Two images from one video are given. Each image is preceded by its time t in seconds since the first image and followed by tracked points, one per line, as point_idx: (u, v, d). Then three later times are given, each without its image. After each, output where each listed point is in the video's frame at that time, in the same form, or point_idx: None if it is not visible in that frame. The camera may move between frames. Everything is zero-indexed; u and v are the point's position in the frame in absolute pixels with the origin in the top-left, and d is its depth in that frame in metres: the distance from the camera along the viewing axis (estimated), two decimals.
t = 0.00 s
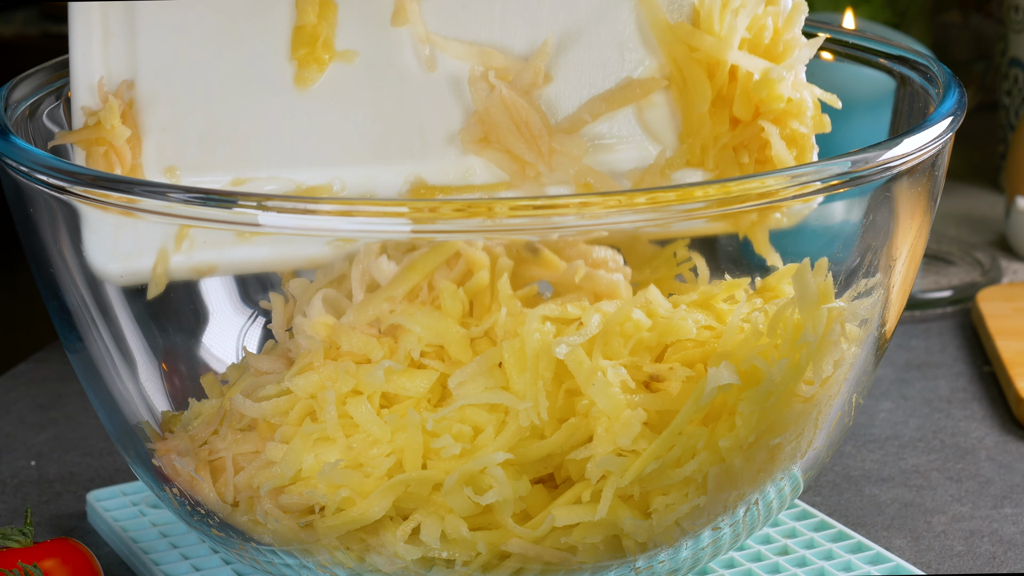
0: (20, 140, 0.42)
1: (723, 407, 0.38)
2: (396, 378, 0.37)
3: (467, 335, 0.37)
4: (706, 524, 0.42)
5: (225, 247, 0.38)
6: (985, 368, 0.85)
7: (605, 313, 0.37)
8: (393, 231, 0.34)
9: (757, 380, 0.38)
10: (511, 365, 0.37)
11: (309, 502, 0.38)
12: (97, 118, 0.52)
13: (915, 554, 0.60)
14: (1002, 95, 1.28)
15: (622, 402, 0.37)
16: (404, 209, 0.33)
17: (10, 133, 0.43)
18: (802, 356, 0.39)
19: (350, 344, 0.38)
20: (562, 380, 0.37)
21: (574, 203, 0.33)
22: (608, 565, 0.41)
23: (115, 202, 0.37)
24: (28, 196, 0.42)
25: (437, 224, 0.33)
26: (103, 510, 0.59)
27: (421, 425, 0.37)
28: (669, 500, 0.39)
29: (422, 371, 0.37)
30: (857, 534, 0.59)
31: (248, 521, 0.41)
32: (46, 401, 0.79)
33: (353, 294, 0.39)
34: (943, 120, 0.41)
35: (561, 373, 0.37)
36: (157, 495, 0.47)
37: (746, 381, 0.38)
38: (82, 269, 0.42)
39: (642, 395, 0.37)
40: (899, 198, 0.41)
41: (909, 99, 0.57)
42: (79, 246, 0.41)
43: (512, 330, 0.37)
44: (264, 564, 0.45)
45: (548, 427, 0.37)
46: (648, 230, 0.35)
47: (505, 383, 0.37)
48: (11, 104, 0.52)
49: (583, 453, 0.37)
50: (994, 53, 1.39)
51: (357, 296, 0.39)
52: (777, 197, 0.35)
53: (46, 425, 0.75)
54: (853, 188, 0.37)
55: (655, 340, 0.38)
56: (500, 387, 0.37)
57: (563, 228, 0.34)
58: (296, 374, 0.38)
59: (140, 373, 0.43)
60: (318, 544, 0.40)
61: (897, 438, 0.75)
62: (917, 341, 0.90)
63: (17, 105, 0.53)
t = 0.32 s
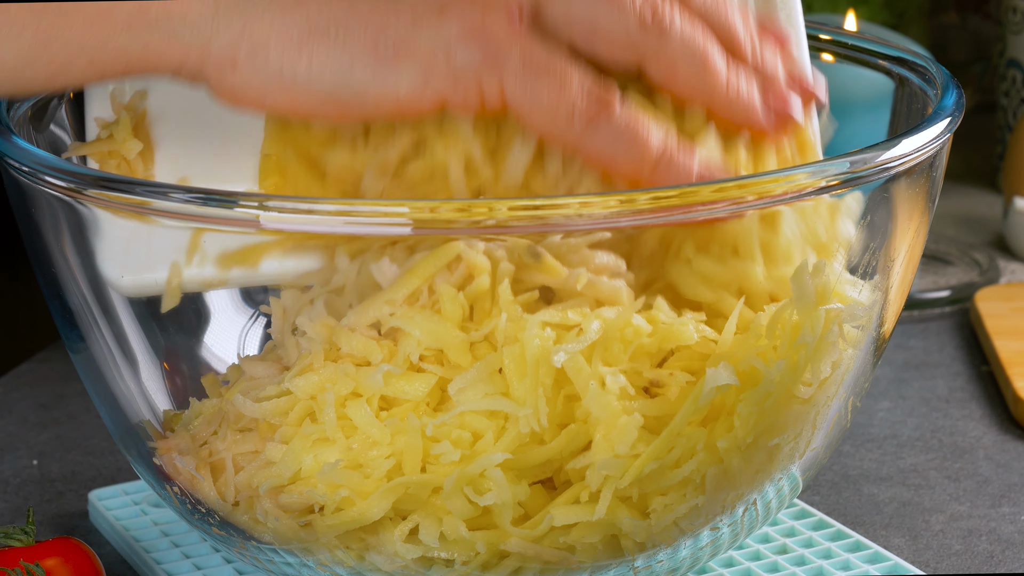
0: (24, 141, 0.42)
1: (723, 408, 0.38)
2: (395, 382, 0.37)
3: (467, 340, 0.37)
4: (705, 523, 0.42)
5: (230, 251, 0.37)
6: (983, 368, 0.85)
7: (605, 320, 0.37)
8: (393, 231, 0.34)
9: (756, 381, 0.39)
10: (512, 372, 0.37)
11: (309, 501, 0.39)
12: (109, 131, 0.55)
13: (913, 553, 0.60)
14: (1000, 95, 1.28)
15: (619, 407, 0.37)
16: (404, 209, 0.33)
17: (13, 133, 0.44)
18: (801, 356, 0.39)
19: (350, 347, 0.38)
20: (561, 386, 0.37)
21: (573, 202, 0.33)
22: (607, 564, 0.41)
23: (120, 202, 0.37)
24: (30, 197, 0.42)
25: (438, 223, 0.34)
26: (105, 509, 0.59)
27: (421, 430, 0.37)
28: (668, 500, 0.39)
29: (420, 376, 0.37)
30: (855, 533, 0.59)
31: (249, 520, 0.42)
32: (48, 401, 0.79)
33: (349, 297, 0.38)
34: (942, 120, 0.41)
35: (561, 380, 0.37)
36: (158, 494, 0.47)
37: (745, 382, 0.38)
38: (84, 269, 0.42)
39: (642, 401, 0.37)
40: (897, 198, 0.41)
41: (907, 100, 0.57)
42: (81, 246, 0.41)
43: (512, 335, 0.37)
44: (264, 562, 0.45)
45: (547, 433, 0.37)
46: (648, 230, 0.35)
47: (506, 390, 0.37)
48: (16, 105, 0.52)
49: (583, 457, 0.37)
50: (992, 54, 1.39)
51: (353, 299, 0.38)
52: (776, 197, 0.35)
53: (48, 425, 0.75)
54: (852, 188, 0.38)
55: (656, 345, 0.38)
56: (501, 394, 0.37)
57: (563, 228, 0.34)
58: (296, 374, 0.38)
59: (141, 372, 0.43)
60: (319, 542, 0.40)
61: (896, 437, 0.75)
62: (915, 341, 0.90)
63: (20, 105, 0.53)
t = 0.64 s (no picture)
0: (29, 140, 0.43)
1: (724, 412, 0.39)
2: (394, 414, 0.37)
3: (470, 379, 0.37)
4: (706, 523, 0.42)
5: (236, 255, 0.37)
6: (981, 368, 0.86)
7: (621, 358, 0.37)
8: (397, 232, 0.34)
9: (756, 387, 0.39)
10: (522, 412, 0.37)
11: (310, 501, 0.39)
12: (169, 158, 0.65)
13: (911, 551, 0.61)
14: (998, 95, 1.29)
15: (619, 430, 0.37)
16: (406, 210, 0.34)
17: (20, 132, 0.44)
18: (801, 359, 0.40)
19: (350, 367, 0.38)
20: (568, 417, 0.37)
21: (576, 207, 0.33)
22: (606, 563, 0.41)
23: (125, 202, 0.37)
24: (34, 196, 0.43)
25: (441, 221, 0.34)
26: (106, 508, 0.60)
27: (422, 459, 0.37)
28: (667, 501, 0.39)
29: (420, 410, 0.37)
30: (854, 533, 0.60)
31: (250, 520, 0.42)
32: (50, 400, 0.80)
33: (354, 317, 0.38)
34: (942, 124, 0.41)
35: (568, 415, 0.37)
36: (160, 494, 0.47)
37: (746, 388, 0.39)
38: (88, 269, 0.42)
39: (646, 423, 0.37)
40: (898, 201, 0.41)
41: (907, 101, 0.57)
42: (85, 245, 0.41)
43: (521, 372, 0.37)
44: (265, 562, 0.45)
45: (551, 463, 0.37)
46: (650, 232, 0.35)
47: (513, 429, 0.37)
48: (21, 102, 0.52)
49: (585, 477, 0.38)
50: (990, 55, 1.39)
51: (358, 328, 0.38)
52: (776, 198, 0.35)
53: (51, 424, 0.75)
54: (853, 191, 0.38)
55: (665, 375, 0.38)
56: (508, 433, 0.37)
57: (564, 232, 0.34)
58: (295, 385, 0.38)
59: (144, 372, 0.43)
60: (317, 544, 0.41)
61: (894, 437, 0.75)
62: (914, 342, 0.91)
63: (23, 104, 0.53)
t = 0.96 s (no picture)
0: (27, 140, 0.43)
1: (723, 410, 0.39)
2: (394, 412, 0.37)
3: (471, 377, 0.38)
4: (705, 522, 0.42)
5: (236, 253, 0.38)
6: (979, 367, 0.86)
7: (620, 355, 0.37)
8: (398, 232, 0.35)
9: (755, 386, 0.39)
10: (522, 409, 0.37)
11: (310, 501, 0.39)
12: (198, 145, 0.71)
13: (910, 550, 0.61)
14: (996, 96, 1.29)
15: (618, 429, 0.37)
16: (406, 210, 0.34)
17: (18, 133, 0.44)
18: (800, 358, 0.40)
19: (350, 366, 0.38)
20: (568, 414, 0.38)
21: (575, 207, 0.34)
22: (606, 562, 0.42)
23: (125, 204, 0.37)
24: (34, 196, 0.43)
25: (440, 223, 0.34)
26: (107, 507, 0.60)
27: (423, 457, 0.37)
28: (666, 501, 0.39)
29: (421, 409, 0.37)
30: (853, 532, 0.60)
31: (250, 519, 0.42)
32: (52, 399, 0.80)
33: (358, 309, 0.39)
34: (939, 124, 0.41)
35: (568, 411, 0.38)
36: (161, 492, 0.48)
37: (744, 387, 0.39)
38: (89, 270, 0.42)
39: (645, 422, 0.38)
40: (895, 201, 0.41)
41: (905, 101, 0.58)
42: (85, 246, 0.41)
43: (521, 370, 0.37)
44: (265, 560, 0.45)
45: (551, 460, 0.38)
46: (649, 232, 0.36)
47: (514, 427, 0.37)
48: (23, 102, 0.52)
49: (584, 474, 0.38)
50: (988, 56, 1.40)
51: (366, 320, 0.39)
52: (775, 199, 0.36)
53: (52, 424, 0.76)
54: (850, 191, 0.38)
55: (665, 372, 0.38)
56: (509, 430, 0.37)
57: (563, 233, 0.34)
58: (296, 385, 0.39)
59: (145, 371, 0.44)
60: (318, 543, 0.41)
61: (892, 436, 0.75)
62: (912, 341, 0.91)
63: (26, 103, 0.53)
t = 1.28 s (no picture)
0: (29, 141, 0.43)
1: (722, 410, 0.39)
2: (395, 412, 0.38)
3: (471, 377, 0.38)
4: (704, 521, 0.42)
5: (237, 253, 0.38)
6: (977, 367, 0.86)
7: (620, 355, 0.37)
8: (398, 233, 0.35)
9: (754, 386, 0.39)
10: (522, 409, 0.37)
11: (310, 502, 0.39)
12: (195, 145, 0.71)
13: (908, 549, 0.61)
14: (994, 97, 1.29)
15: (618, 428, 0.37)
16: (407, 211, 0.34)
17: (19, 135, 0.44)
18: (799, 358, 0.40)
19: (351, 366, 0.38)
20: (568, 414, 0.38)
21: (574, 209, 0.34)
22: (606, 561, 0.42)
23: (126, 205, 0.37)
24: (36, 197, 0.43)
25: (441, 224, 0.34)
26: (109, 506, 0.60)
27: (423, 456, 0.37)
28: (665, 500, 0.40)
29: (421, 409, 0.38)
30: (852, 531, 0.60)
31: (252, 518, 0.42)
32: (53, 398, 0.80)
33: (359, 309, 0.39)
34: (937, 125, 0.41)
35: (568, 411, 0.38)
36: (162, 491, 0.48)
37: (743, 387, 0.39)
38: (91, 270, 0.42)
39: (644, 421, 0.38)
40: (893, 201, 0.41)
41: (903, 102, 0.58)
42: (87, 246, 0.41)
43: (521, 370, 0.38)
44: (266, 558, 0.45)
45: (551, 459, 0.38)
46: (648, 233, 0.36)
47: (514, 427, 0.37)
48: (24, 103, 0.52)
49: (584, 473, 0.38)
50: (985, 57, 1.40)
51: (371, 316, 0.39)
52: (774, 200, 0.36)
53: (54, 423, 0.76)
54: (849, 192, 0.38)
55: (664, 372, 0.38)
56: (509, 430, 0.37)
57: (562, 234, 0.35)
58: (297, 385, 0.39)
59: (146, 370, 0.44)
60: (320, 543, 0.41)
61: (891, 435, 0.76)
62: (910, 341, 0.91)
63: (28, 104, 0.53)
